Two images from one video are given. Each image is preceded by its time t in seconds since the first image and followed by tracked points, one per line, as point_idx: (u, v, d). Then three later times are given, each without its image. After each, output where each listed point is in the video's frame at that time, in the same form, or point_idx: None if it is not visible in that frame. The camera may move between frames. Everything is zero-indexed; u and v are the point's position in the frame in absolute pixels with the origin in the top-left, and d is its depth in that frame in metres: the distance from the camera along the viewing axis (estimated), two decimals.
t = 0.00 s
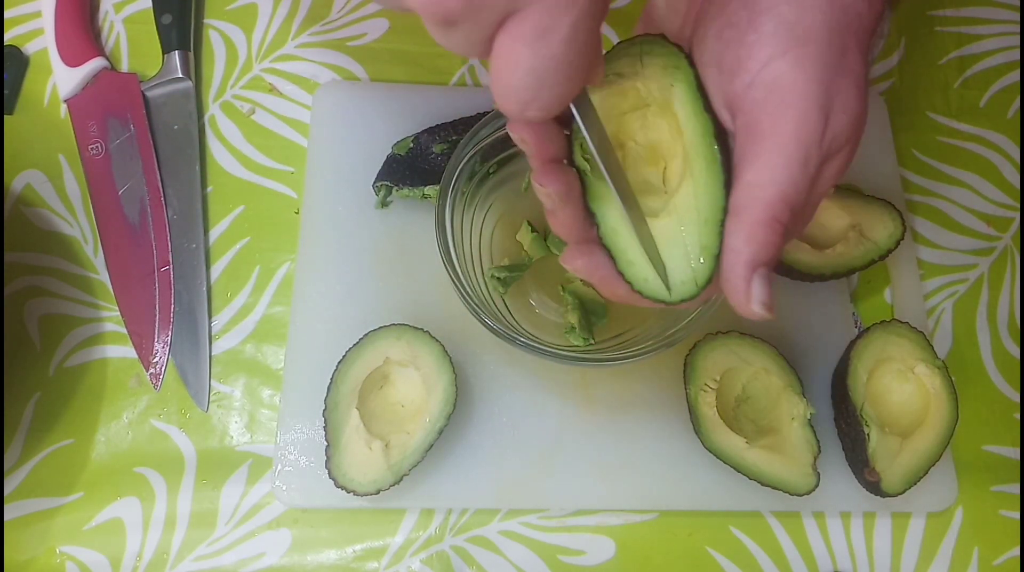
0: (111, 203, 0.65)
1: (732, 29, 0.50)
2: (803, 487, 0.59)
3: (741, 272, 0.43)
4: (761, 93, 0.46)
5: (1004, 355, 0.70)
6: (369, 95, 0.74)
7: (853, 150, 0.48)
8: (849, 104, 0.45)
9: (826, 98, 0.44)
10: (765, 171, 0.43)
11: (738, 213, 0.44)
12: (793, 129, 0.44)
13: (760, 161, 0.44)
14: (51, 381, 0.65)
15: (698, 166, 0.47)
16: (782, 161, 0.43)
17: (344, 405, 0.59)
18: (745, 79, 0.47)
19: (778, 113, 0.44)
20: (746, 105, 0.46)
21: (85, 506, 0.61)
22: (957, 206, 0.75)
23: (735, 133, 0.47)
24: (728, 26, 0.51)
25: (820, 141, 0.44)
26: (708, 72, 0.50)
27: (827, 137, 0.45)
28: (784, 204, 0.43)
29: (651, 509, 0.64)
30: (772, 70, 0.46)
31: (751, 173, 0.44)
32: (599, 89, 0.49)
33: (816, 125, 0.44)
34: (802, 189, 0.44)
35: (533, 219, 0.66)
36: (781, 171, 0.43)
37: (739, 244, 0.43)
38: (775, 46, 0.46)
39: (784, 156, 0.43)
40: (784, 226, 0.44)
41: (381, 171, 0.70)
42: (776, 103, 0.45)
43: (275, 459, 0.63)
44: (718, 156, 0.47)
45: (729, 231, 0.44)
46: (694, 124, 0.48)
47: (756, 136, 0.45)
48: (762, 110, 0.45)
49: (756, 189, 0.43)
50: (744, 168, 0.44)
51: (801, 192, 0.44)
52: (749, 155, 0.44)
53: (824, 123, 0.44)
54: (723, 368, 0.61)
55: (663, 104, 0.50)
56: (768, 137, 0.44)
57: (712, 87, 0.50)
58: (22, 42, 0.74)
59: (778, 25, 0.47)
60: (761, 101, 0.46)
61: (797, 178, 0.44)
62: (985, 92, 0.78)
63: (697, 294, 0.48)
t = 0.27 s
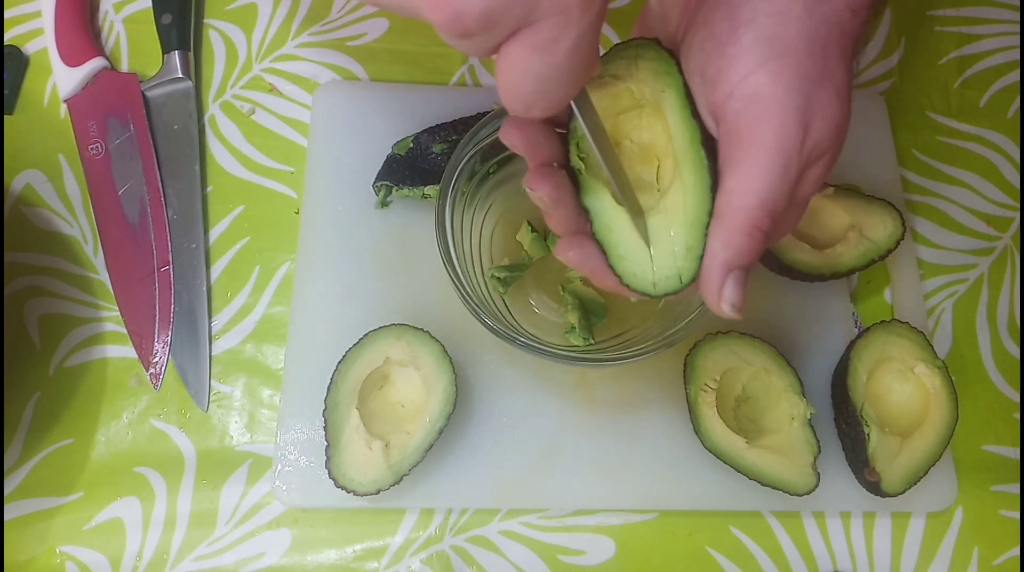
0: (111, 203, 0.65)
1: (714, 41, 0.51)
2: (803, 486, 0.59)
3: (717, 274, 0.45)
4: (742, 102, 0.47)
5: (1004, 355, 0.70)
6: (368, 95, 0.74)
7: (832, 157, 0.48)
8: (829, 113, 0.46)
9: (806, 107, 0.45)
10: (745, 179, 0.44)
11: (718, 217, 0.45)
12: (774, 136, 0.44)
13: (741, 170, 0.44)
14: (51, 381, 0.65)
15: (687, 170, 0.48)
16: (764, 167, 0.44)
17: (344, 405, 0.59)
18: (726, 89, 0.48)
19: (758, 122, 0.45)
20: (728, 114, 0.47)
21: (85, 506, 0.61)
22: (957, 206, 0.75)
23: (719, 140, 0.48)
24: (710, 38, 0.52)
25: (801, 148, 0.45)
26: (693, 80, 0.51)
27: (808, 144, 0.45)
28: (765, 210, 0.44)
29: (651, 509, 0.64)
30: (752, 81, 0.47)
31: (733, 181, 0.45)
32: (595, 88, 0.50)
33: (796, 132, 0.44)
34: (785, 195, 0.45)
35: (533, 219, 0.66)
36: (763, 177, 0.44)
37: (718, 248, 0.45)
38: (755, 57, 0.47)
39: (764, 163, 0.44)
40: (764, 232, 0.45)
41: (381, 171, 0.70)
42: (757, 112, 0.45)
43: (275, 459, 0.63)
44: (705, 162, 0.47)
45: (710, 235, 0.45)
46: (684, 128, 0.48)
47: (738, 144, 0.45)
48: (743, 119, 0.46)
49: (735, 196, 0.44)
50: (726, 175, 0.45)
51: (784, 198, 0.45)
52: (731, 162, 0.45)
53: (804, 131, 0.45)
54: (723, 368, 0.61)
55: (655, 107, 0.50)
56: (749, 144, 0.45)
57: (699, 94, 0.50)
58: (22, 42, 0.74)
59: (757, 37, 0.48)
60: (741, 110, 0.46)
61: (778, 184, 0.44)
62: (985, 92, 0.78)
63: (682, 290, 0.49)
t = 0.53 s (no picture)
0: (111, 203, 0.65)
1: (727, 52, 0.47)
2: (802, 487, 0.59)
3: (752, 297, 0.44)
4: (766, 115, 0.44)
5: (1004, 355, 0.70)
6: (368, 95, 0.74)
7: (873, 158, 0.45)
8: (860, 118, 0.43)
9: (835, 116, 0.42)
10: (777, 197, 0.42)
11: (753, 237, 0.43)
12: (807, 151, 0.42)
13: (772, 187, 0.42)
14: (51, 381, 0.65)
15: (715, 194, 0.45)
16: (798, 183, 0.42)
17: (344, 405, 0.59)
18: (748, 101, 0.44)
19: (785, 136, 0.42)
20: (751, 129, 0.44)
21: (85, 506, 0.61)
22: (957, 206, 0.75)
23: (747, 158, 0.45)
24: (723, 50, 0.48)
25: (835, 159, 0.42)
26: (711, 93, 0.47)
27: (841, 154, 0.42)
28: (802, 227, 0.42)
29: (651, 509, 0.64)
30: (775, 90, 0.44)
31: (765, 200, 0.42)
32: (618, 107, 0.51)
33: (829, 143, 0.42)
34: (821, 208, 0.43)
35: (533, 219, 0.66)
36: (797, 194, 0.41)
37: (751, 266, 0.43)
38: (773, 65, 0.44)
39: (796, 179, 0.42)
40: (800, 249, 0.43)
41: (381, 171, 0.70)
42: (785, 124, 0.43)
43: (275, 459, 0.63)
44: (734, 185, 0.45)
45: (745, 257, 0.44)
46: (710, 148, 0.46)
47: (766, 160, 0.43)
48: (771, 132, 0.43)
49: (769, 215, 0.42)
50: (757, 194, 0.43)
51: (819, 212, 0.43)
52: (762, 180, 0.43)
53: (837, 140, 0.42)
54: (723, 368, 0.61)
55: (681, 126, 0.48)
56: (780, 161, 0.42)
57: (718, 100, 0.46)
58: (22, 42, 0.74)
59: (774, 45, 0.45)
60: (767, 123, 0.43)
61: (814, 198, 0.42)
62: (985, 92, 0.78)
63: (710, 320, 0.47)
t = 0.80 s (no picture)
0: (111, 203, 0.65)
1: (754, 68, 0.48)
2: (803, 487, 0.59)
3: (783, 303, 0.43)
4: (794, 125, 0.44)
5: (1004, 355, 0.70)
6: (368, 95, 0.74)
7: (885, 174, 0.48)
8: (876, 133, 0.45)
9: (857, 128, 0.44)
10: (806, 202, 0.42)
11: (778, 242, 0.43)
12: (832, 161, 0.43)
13: (800, 194, 0.43)
14: (51, 381, 0.65)
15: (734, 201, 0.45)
16: (825, 191, 0.42)
17: (344, 405, 0.59)
18: (773, 114, 0.46)
19: (812, 145, 0.43)
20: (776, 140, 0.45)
21: (85, 506, 0.61)
22: (957, 206, 0.75)
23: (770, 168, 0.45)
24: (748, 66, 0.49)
25: (856, 168, 0.44)
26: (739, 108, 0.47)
27: (863, 166, 0.44)
28: (828, 233, 0.43)
29: (651, 509, 0.64)
30: (802, 104, 0.45)
31: (793, 205, 0.43)
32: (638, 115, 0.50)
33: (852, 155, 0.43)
34: (843, 217, 0.44)
35: (533, 219, 0.66)
36: (824, 202, 0.42)
37: (783, 274, 0.43)
38: (800, 79, 0.46)
39: (825, 186, 0.42)
40: (826, 257, 0.43)
41: (380, 171, 0.70)
42: (809, 136, 0.44)
43: (275, 459, 0.63)
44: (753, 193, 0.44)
45: (771, 262, 0.43)
46: (730, 158, 0.45)
47: (792, 170, 0.44)
48: (795, 144, 0.44)
49: (798, 221, 0.43)
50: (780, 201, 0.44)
51: (842, 221, 0.44)
52: (787, 187, 0.43)
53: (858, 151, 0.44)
54: (723, 368, 0.61)
55: (700, 136, 0.48)
56: (806, 169, 0.43)
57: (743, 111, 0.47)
58: (22, 42, 0.74)
59: (798, 63, 0.46)
60: (792, 134, 0.44)
61: (838, 207, 0.43)
62: (985, 92, 0.78)
63: (722, 322, 0.47)
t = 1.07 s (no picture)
0: (111, 203, 0.65)
1: (750, 49, 0.51)
2: (803, 487, 0.59)
3: (776, 281, 0.42)
4: (785, 103, 0.46)
5: (1004, 355, 0.70)
6: (368, 95, 0.74)
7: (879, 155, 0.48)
8: (870, 112, 0.45)
9: (848, 105, 0.44)
10: (795, 177, 0.43)
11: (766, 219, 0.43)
12: (821, 136, 0.43)
13: (789, 170, 0.43)
14: (51, 381, 0.65)
15: (718, 186, 0.45)
16: (814, 166, 0.43)
17: (344, 405, 0.59)
18: (766, 92, 0.47)
19: (801, 122, 0.44)
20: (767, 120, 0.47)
21: (85, 506, 0.61)
22: (957, 206, 0.75)
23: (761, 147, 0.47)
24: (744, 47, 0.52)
25: (847, 145, 0.44)
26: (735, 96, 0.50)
27: (854, 144, 0.44)
28: (818, 208, 0.42)
29: (651, 509, 0.64)
30: (794, 81, 0.46)
31: (782, 181, 0.43)
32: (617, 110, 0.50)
33: (841, 131, 0.43)
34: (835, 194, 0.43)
35: (533, 219, 0.66)
36: (813, 176, 0.42)
37: (773, 250, 0.42)
38: (793, 58, 0.47)
39: (812, 161, 0.43)
40: (819, 234, 0.43)
41: (381, 171, 0.70)
42: (799, 113, 0.45)
43: (275, 459, 0.63)
44: (739, 176, 0.44)
45: (761, 238, 0.42)
46: (716, 142, 0.46)
47: (781, 146, 0.44)
48: (785, 121, 0.45)
49: (787, 196, 0.42)
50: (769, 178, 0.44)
51: (834, 198, 0.43)
52: (777, 164, 0.44)
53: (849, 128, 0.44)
54: (723, 368, 0.61)
55: (683, 123, 0.48)
56: (795, 144, 0.44)
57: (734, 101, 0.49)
58: (22, 42, 0.74)
59: (792, 40, 0.47)
60: (784, 111, 0.45)
61: (827, 182, 0.43)
62: (985, 92, 0.78)
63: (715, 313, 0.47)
